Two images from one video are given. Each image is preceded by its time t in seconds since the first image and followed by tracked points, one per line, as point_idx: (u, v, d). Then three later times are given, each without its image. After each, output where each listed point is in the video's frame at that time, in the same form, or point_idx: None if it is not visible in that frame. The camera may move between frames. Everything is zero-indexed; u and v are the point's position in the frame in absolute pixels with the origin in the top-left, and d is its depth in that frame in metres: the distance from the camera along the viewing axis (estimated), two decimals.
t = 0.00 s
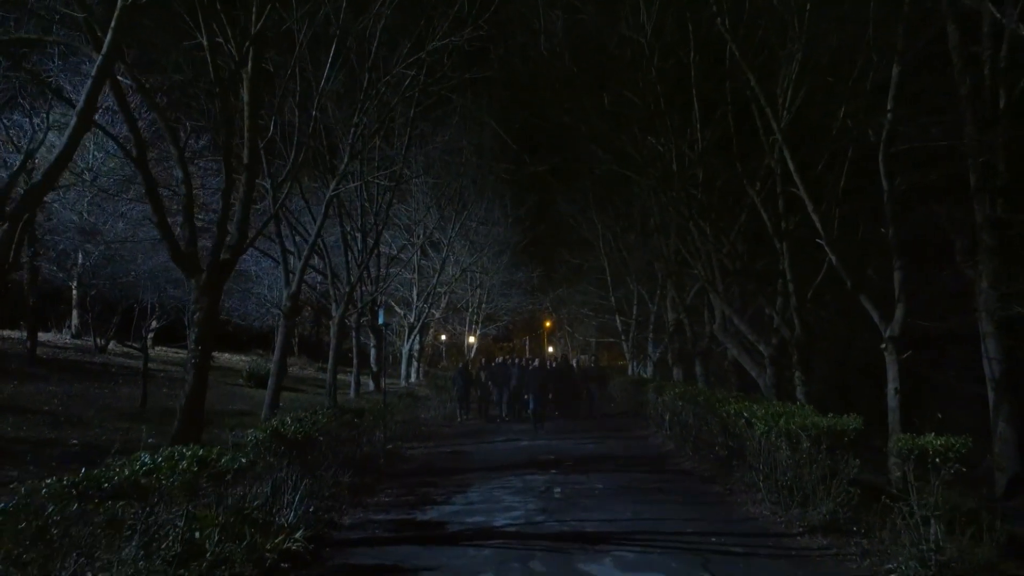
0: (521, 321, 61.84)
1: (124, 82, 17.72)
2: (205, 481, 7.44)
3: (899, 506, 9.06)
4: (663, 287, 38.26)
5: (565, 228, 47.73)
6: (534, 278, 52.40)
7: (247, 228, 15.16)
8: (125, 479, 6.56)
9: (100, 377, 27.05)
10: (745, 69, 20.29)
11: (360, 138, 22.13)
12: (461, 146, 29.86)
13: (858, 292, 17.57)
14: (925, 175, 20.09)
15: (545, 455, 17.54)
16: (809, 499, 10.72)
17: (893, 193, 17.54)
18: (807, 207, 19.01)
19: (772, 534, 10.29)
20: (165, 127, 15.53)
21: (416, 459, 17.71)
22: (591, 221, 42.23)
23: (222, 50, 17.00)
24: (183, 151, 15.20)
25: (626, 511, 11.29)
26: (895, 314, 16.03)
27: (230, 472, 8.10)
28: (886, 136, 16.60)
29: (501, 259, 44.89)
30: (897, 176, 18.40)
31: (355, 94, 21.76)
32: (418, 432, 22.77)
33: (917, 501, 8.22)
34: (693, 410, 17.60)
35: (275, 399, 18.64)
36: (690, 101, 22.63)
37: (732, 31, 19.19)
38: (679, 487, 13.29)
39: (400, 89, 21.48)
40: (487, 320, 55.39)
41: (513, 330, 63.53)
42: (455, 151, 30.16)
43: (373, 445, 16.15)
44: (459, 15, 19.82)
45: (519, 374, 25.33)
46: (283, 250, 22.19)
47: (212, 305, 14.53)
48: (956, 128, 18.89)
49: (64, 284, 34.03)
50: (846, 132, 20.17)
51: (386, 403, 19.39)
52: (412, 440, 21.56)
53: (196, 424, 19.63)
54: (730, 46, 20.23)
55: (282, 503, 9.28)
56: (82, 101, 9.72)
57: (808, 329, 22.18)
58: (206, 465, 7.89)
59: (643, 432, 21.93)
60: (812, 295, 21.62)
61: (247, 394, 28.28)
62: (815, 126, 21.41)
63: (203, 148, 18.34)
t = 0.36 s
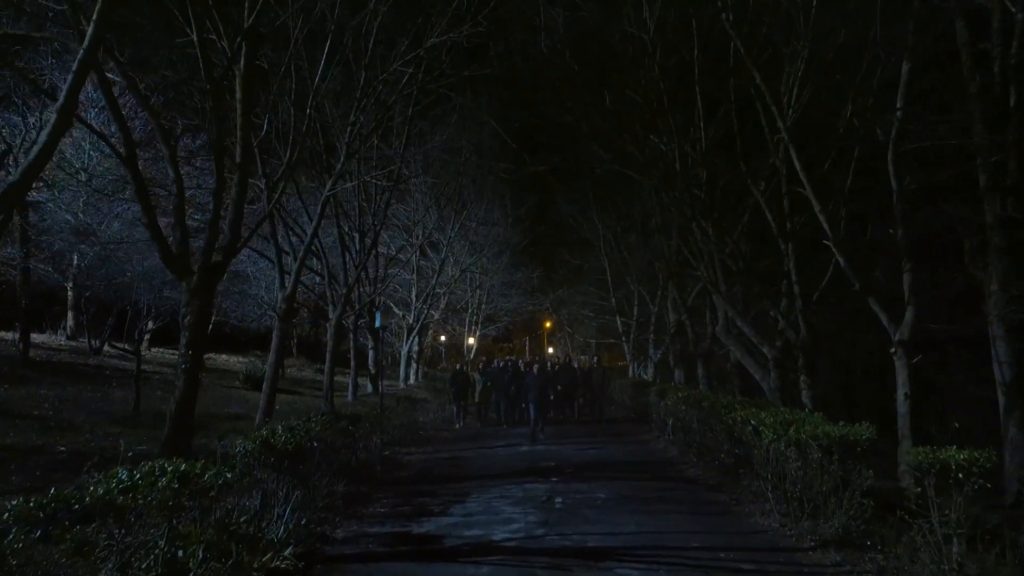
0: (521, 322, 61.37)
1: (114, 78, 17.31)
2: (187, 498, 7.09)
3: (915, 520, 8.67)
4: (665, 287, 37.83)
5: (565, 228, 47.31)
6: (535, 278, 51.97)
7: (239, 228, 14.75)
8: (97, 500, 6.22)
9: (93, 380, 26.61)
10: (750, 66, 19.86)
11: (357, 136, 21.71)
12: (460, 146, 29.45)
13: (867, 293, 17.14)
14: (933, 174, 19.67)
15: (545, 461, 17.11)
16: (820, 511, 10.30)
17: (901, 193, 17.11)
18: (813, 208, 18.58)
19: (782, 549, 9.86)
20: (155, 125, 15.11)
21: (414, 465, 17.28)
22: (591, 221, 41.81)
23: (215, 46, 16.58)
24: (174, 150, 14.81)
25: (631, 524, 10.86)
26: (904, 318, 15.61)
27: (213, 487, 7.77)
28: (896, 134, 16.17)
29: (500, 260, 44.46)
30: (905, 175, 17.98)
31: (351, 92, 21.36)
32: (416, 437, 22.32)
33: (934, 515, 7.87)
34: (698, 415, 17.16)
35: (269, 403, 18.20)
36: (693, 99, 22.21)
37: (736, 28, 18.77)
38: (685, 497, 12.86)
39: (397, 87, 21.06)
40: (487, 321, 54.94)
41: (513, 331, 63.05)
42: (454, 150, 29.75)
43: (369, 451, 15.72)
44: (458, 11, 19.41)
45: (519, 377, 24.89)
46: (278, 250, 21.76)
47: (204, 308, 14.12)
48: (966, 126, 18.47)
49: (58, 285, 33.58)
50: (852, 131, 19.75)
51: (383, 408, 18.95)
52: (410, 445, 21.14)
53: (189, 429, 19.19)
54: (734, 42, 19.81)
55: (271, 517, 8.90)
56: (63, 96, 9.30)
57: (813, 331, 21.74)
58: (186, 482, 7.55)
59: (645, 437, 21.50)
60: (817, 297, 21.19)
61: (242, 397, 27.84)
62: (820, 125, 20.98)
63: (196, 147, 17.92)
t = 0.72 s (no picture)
0: (522, 322, 61.09)
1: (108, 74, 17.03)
2: (175, 509, 6.79)
3: (930, 530, 8.38)
4: (666, 288, 37.56)
5: (566, 227, 47.06)
6: (535, 278, 51.70)
7: (234, 229, 14.47)
8: (80, 514, 5.93)
9: (89, 382, 26.32)
10: (753, 64, 19.59)
11: (355, 136, 21.45)
12: (460, 146, 29.18)
13: (873, 296, 16.84)
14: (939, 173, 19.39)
15: (546, 465, 16.85)
16: (829, 519, 10.01)
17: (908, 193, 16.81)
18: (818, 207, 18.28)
19: (789, 560, 9.58)
20: (150, 123, 14.83)
21: (412, 469, 17.01)
22: (592, 220, 41.55)
23: (210, 43, 16.32)
24: (168, 149, 14.54)
25: (635, 532, 10.60)
26: (912, 320, 15.36)
27: (205, 498, 7.45)
28: (902, 133, 15.89)
29: (501, 259, 44.22)
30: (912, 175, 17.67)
31: (350, 90, 21.10)
32: (415, 440, 22.04)
33: (953, 526, 7.56)
34: (700, 417, 16.88)
35: (266, 407, 17.89)
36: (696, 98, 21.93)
37: (741, 25, 18.51)
38: (689, 504, 12.59)
39: (397, 85, 20.80)
40: (487, 321, 54.62)
41: (513, 332, 62.77)
42: (454, 150, 29.48)
43: (367, 455, 15.45)
44: (457, 8, 19.15)
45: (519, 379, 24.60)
46: (274, 251, 21.48)
47: (198, 310, 13.85)
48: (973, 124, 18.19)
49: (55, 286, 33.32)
50: (859, 131, 19.46)
51: (381, 412, 18.65)
52: (409, 448, 20.88)
53: (185, 434, 18.90)
54: (737, 40, 19.54)
55: (264, 526, 8.62)
56: (50, 92, 9.01)
57: (817, 334, 21.45)
58: (172, 492, 7.10)
59: (647, 441, 21.22)
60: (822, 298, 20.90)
61: (239, 399, 27.55)
62: (825, 124, 20.72)
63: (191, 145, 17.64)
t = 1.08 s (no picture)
0: (522, 323, 60.84)
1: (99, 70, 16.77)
2: (163, 522, 6.48)
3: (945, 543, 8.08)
4: (667, 288, 37.31)
5: (566, 227, 46.83)
6: (535, 278, 51.46)
7: (229, 229, 14.19)
8: (59, 530, 5.51)
9: (84, 384, 26.07)
10: (756, 62, 19.31)
11: (353, 135, 21.18)
12: (459, 145, 28.94)
13: (879, 297, 16.58)
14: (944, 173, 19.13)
15: (547, 469, 16.59)
16: (838, 527, 9.74)
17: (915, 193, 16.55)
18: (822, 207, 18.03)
19: (797, 570, 9.32)
20: (143, 122, 14.55)
21: (411, 473, 16.76)
22: (592, 220, 41.31)
23: (206, 41, 16.07)
24: (161, 147, 14.24)
25: (638, 541, 10.34)
26: (919, 322, 15.10)
27: (194, 511, 7.00)
28: (908, 133, 15.63)
29: (501, 259, 43.97)
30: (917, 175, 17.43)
31: (348, 89, 20.84)
32: (413, 442, 21.78)
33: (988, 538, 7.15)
34: (703, 420, 16.62)
35: (262, 411, 17.60)
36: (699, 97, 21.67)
37: (745, 23, 18.26)
38: (693, 511, 12.33)
39: (395, 83, 20.54)
40: (487, 322, 54.37)
41: (513, 332, 62.51)
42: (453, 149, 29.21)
43: (364, 460, 15.19)
44: (456, 6, 18.90)
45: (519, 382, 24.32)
46: (271, 251, 21.22)
47: (193, 312, 13.60)
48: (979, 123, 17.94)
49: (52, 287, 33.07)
50: (863, 130, 19.21)
51: (379, 415, 18.41)
52: (407, 450, 20.62)
53: (180, 437, 18.64)
54: (740, 38, 19.28)
55: (254, 542, 8.23)
56: (36, 88, 8.73)
57: (821, 335, 21.20)
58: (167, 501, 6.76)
59: (650, 444, 20.96)
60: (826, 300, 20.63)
61: (237, 401, 27.30)
62: (829, 123, 20.47)
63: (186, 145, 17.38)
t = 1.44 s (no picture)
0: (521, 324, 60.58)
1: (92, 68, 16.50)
2: (146, 538, 6.19)
3: (962, 554, 7.79)
4: (668, 289, 37.06)
5: (566, 227, 46.62)
6: (535, 279, 51.21)
7: (224, 230, 13.91)
8: (36, 549, 5.22)
9: (80, 386, 25.79)
10: (758, 60, 19.02)
11: (351, 134, 20.88)
12: (458, 146, 28.71)
13: (886, 300, 16.29)
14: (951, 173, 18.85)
15: (547, 474, 16.35)
16: (849, 537, 9.44)
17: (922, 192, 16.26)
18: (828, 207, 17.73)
19: None
20: (136, 120, 14.25)
21: (409, 478, 16.50)
22: (593, 220, 41.07)
23: (200, 38, 15.79)
24: (154, 146, 13.95)
25: (643, 550, 10.07)
26: (927, 324, 14.83)
27: (182, 525, 6.74)
28: (915, 131, 15.36)
29: (501, 260, 43.73)
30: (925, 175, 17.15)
31: (345, 88, 20.57)
32: (412, 445, 21.51)
33: (1012, 554, 6.90)
34: (707, 424, 16.35)
35: (258, 415, 17.31)
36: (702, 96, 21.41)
37: (749, 21, 17.97)
38: (698, 518, 12.06)
39: (394, 82, 20.29)
40: (487, 323, 54.11)
41: (512, 333, 62.25)
42: (452, 149, 28.91)
43: (362, 464, 14.91)
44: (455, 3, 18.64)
45: (520, 384, 24.02)
46: (268, 253, 20.96)
47: (187, 315, 13.31)
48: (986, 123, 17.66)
49: (47, 287, 32.79)
50: (869, 130, 18.91)
51: (378, 420, 18.15)
52: (406, 454, 20.37)
53: (175, 441, 18.34)
54: (742, 36, 18.99)
55: (245, 556, 7.95)
56: (23, 85, 8.45)
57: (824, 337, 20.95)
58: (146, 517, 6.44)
59: (651, 448, 20.67)
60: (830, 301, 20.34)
61: (235, 403, 27.01)
62: (833, 122, 20.20)
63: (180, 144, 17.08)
